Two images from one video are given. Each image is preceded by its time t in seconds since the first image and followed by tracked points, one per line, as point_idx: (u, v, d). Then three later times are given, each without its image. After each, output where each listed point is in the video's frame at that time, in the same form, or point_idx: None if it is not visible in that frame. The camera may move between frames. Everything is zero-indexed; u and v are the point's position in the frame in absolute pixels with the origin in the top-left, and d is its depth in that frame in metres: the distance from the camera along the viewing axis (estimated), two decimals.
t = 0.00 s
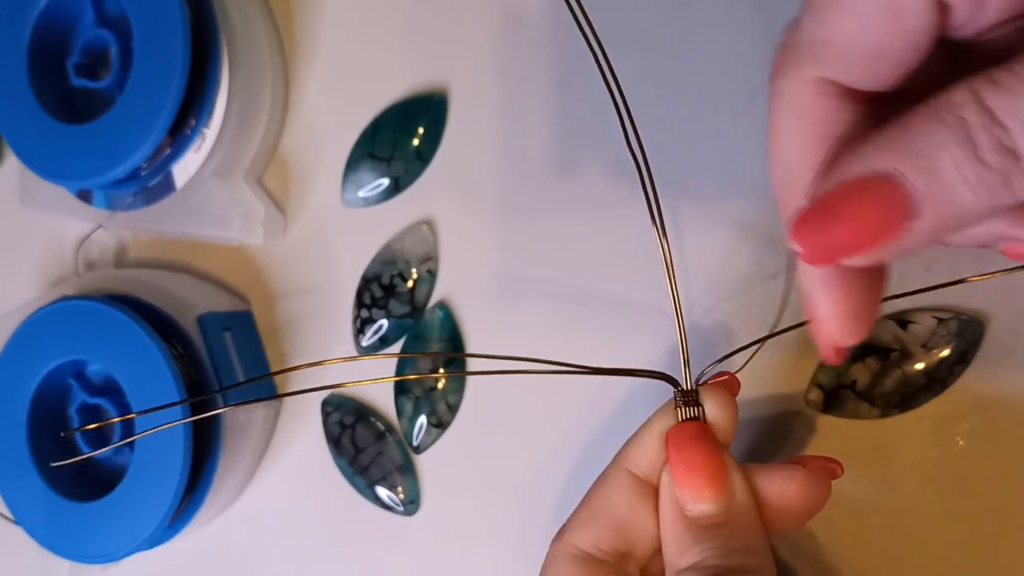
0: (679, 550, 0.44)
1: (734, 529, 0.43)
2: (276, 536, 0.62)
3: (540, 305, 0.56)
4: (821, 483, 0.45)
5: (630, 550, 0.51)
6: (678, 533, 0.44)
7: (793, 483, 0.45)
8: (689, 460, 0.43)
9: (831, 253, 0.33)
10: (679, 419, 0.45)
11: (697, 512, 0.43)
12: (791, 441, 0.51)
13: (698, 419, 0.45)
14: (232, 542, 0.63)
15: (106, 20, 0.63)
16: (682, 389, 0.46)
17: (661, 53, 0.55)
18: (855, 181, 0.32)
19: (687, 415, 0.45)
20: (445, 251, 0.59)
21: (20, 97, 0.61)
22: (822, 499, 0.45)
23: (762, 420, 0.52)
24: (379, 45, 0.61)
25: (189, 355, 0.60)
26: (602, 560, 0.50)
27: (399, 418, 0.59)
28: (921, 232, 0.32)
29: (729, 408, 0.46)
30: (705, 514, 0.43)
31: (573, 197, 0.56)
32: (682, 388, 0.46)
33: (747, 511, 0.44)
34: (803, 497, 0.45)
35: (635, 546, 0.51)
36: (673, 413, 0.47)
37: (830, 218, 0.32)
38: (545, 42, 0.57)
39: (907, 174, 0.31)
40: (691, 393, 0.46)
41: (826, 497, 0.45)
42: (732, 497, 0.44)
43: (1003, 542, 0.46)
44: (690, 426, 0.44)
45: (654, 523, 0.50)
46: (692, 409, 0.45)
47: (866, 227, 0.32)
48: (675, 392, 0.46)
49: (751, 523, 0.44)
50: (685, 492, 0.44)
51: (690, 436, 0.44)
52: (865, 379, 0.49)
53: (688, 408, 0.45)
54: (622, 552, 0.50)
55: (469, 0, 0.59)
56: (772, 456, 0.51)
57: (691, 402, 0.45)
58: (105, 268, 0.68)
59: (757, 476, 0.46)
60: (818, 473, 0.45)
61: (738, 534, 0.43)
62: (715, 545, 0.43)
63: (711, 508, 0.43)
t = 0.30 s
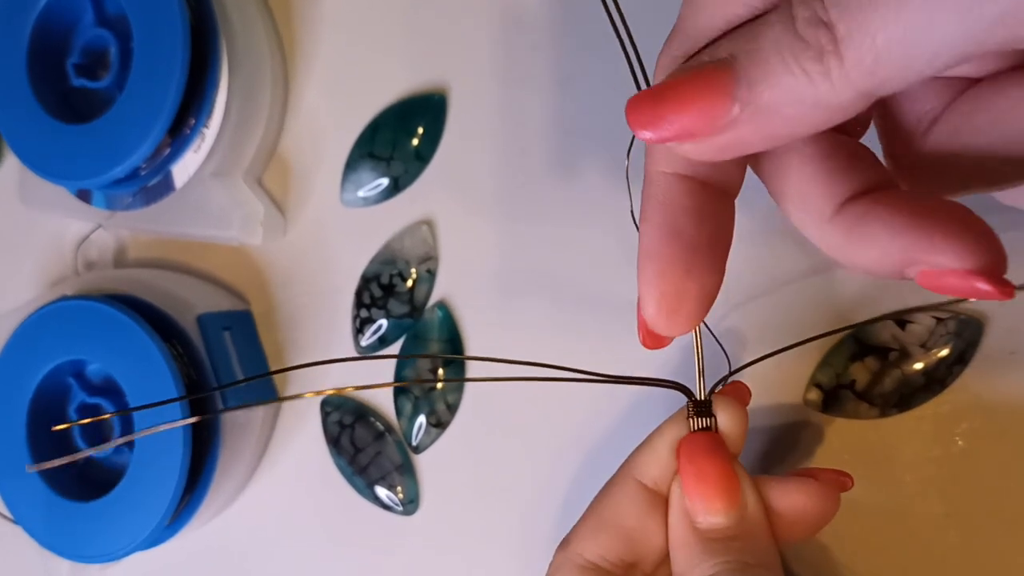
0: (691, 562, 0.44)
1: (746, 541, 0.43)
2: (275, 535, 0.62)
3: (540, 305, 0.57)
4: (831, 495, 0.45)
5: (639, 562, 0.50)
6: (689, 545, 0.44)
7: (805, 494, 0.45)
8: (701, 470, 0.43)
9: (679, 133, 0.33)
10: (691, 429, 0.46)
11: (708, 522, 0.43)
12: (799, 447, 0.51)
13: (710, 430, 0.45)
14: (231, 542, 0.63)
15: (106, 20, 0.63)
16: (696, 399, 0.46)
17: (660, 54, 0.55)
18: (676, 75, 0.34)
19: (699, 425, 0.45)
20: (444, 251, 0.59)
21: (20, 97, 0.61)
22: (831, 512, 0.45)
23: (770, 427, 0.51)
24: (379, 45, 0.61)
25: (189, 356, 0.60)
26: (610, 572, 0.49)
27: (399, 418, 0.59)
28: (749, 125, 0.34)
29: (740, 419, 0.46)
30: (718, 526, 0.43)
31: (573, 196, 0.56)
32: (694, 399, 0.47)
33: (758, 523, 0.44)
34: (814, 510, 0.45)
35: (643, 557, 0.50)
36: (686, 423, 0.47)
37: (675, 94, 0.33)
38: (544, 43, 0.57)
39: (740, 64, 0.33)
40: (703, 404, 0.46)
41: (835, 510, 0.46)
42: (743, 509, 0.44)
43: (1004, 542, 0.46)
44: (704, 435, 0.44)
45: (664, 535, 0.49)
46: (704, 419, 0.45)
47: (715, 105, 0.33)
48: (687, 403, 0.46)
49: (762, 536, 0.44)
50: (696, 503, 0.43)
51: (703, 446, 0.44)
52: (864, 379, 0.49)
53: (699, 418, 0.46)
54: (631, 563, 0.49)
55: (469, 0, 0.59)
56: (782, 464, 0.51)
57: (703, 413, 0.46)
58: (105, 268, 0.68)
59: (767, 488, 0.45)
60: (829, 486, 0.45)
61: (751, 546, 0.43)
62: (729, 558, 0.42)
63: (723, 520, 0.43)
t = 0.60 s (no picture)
0: (694, 561, 0.43)
1: (748, 540, 0.43)
2: (276, 536, 0.62)
3: (540, 305, 0.56)
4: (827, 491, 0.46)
5: (639, 560, 0.50)
6: (691, 543, 0.44)
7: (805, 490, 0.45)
8: (705, 468, 0.43)
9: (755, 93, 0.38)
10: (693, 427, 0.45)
11: (712, 521, 0.43)
12: (795, 444, 0.51)
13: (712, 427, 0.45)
14: (231, 542, 0.63)
15: (107, 21, 0.63)
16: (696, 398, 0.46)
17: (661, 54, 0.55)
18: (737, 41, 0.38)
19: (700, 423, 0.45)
20: (445, 251, 0.59)
21: (21, 97, 0.61)
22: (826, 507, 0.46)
23: (768, 425, 0.52)
24: (380, 46, 0.61)
25: (190, 356, 0.60)
26: (612, 570, 0.49)
27: (399, 418, 0.59)
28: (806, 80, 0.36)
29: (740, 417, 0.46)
30: (721, 524, 0.43)
31: (573, 196, 0.56)
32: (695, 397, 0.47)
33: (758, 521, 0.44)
34: (812, 506, 0.45)
35: (644, 555, 0.50)
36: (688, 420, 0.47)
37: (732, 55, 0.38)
38: (545, 43, 0.57)
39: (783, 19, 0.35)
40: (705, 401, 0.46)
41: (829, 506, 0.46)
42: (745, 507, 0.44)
43: (1004, 542, 0.47)
44: (706, 433, 0.44)
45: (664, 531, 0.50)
46: (705, 417, 0.45)
47: (766, 63, 0.37)
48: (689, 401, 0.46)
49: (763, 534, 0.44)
50: (699, 502, 0.43)
51: (706, 444, 0.44)
52: (865, 379, 0.49)
53: (701, 416, 0.45)
54: (632, 561, 0.50)
55: (469, 0, 0.59)
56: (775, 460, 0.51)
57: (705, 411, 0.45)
58: (106, 268, 0.68)
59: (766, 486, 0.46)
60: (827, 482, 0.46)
61: (754, 544, 0.43)
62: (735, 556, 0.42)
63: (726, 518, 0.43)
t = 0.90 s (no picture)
0: (705, 555, 0.43)
1: (758, 532, 0.43)
2: (277, 536, 0.62)
3: (541, 305, 0.56)
4: (833, 479, 0.46)
5: (645, 551, 0.49)
6: (700, 538, 0.44)
7: (809, 480, 0.45)
8: (713, 462, 0.43)
9: (754, 305, 0.39)
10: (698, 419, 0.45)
11: (720, 514, 0.43)
12: (802, 438, 0.51)
13: (718, 418, 0.45)
14: (232, 543, 0.63)
15: (107, 21, 0.63)
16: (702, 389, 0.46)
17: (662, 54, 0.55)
18: (748, 237, 0.38)
19: (706, 416, 0.45)
20: (446, 251, 0.59)
21: (21, 97, 0.61)
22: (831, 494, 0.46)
23: (776, 418, 0.51)
24: (380, 45, 0.61)
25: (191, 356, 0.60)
26: (620, 561, 0.48)
27: (401, 418, 0.59)
28: (813, 278, 0.36)
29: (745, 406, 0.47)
30: (728, 515, 0.43)
31: (574, 196, 0.56)
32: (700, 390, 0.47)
33: (767, 513, 0.44)
34: (819, 494, 0.45)
35: (650, 545, 0.50)
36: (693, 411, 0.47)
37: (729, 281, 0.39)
38: (546, 44, 0.57)
39: (787, 230, 0.35)
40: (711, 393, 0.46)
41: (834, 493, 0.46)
42: (752, 501, 0.43)
43: (1005, 543, 0.47)
44: (712, 425, 0.44)
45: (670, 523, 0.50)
46: (710, 409, 0.45)
47: (775, 268, 0.36)
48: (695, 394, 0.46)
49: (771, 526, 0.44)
50: (706, 494, 0.43)
51: (712, 437, 0.43)
52: (867, 380, 0.49)
53: (706, 408, 0.45)
54: (638, 552, 0.49)
55: (470, 0, 0.59)
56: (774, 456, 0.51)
57: (709, 403, 0.45)
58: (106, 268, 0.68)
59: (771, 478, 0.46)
60: (831, 471, 0.46)
61: (764, 536, 0.43)
62: (746, 549, 0.42)
63: (733, 511, 0.43)
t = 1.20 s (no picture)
0: (708, 543, 0.43)
1: (762, 520, 0.43)
2: (276, 536, 0.62)
3: (540, 305, 0.56)
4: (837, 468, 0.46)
5: (649, 539, 0.49)
6: (703, 526, 0.44)
7: (813, 468, 0.45)
8: (718, 448, 0.43)
9: (718, 336, 0.43)
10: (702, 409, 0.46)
11: (724, 501, 0.43)
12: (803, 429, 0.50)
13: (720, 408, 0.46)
14: (231, 542, 0.63)
15: (107, 20, 0.63)
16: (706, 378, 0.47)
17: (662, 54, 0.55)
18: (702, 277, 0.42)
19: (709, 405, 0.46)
20: (446, 251, 0.59)
21: (21, 97, 0.61)
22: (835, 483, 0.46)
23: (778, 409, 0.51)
24: (380, 45, 0.61)
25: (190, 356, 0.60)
26: (625, 547, 0.48)
27: (400, 418, 0.59)
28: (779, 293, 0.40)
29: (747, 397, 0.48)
30: (733, 503, 0.43)
31: (573, 197, 0.56)
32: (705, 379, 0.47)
33: (771, 502, 0.44)
34: (823, 483, 0.45)
35: (655, 534, 0.49)
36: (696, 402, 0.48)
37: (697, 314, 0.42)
38: (546, 44, 0.57)
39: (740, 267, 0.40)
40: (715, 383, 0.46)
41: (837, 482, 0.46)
42: (755, 489, 0.44)
43: (1003, 543, 0.47)
44: (717, 414, 0.45)
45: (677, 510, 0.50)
46: (713, 399, 0.46)
47: (737, 296, 0.41)
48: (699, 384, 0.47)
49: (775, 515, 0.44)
50: (712, 481, 0.43)
51: (716, 425, 0.44)
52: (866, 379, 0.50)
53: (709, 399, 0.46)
54: (643, 540, 0.49)
55: None
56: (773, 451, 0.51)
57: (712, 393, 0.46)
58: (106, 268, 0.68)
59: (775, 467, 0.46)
60: (835, 460, 0.46)
61: (768, 524, 0.43)
62: (750, 536, 0.42)
63: (737, 499, 0.43)
